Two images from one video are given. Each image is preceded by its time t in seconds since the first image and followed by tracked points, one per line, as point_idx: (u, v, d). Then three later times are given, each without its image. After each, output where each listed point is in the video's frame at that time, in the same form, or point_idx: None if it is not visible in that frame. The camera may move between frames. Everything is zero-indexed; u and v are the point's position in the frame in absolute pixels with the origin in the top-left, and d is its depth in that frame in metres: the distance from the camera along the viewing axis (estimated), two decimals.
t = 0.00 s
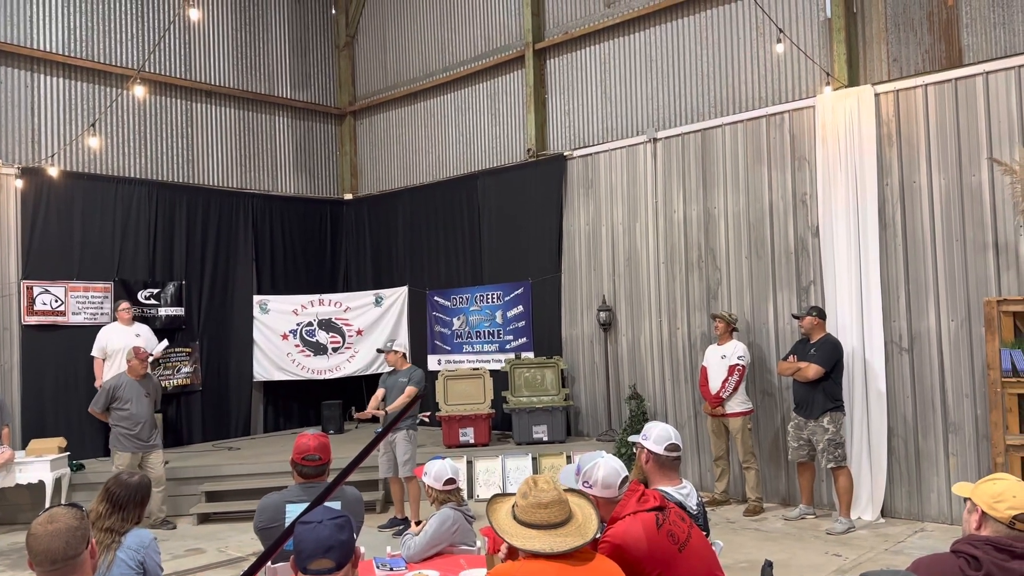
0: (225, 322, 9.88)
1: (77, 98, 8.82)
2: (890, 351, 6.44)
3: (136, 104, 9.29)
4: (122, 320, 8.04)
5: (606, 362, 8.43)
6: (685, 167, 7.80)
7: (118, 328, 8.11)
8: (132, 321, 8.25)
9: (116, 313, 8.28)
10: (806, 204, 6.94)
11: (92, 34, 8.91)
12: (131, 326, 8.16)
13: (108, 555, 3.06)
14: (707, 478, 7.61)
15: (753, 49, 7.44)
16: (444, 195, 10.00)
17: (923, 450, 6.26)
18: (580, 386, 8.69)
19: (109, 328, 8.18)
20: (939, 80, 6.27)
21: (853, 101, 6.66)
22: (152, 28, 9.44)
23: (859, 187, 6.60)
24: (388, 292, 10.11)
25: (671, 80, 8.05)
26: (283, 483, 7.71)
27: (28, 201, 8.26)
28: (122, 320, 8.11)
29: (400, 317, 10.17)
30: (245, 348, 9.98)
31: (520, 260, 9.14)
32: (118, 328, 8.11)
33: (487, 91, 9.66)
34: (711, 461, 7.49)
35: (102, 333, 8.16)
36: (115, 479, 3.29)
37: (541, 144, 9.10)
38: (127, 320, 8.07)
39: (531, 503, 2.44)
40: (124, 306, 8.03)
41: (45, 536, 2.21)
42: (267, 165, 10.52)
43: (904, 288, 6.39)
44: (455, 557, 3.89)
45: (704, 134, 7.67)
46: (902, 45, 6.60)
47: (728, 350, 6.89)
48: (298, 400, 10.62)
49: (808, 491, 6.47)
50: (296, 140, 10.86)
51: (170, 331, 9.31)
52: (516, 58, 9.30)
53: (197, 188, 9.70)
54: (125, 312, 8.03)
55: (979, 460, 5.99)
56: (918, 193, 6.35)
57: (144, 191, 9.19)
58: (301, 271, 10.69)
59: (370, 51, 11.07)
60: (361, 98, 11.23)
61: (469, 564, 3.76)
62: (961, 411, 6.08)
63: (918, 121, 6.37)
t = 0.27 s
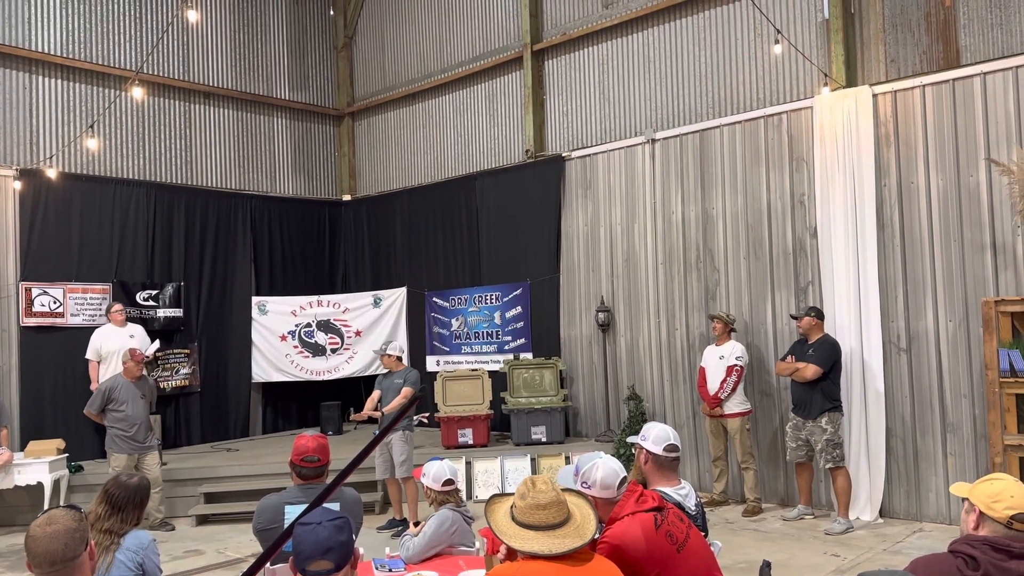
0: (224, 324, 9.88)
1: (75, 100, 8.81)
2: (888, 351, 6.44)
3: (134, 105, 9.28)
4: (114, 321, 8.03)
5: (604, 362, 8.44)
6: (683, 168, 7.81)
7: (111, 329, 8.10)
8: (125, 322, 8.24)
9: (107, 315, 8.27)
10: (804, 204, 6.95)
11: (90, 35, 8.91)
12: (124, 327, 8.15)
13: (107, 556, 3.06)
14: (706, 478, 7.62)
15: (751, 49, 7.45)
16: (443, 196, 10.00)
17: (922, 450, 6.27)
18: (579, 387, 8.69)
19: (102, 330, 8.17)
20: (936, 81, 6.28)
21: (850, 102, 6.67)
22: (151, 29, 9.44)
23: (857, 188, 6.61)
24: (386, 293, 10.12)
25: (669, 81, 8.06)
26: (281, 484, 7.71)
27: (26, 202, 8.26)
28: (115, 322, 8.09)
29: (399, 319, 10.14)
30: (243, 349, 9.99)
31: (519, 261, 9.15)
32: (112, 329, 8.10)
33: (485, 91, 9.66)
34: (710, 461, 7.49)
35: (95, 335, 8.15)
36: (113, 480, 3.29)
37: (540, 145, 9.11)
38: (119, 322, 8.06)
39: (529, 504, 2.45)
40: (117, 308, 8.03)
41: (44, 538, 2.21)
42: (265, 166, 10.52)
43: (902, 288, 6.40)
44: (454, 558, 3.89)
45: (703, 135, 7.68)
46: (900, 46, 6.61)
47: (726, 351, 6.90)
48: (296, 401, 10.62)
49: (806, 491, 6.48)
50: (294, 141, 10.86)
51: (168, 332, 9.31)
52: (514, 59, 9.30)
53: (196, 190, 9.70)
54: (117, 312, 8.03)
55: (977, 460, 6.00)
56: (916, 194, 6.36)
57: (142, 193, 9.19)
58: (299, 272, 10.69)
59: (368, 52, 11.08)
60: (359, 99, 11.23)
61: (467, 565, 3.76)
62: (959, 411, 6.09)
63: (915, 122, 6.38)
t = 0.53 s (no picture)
0: (222, 324, 9.88)
1: (73, 100, 8.81)
2: (886, 351, 6.45)
3: (132, 106, 9.28)
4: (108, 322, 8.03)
5: (603, 363, 8.44)
6: (681, 169, 7.82)
7: (106, 331, 8.09)
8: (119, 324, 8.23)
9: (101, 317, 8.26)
10: (802, 204, 6.96)
11: (88, 36, 8.90)
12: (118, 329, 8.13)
13: (105, 557, 3.06)
14: (704, 479, 7.62)
15: (749, 50, 7.45)
16: (441, 197, 10.00)
17: (920, 450, 6.28)
18: (577, 387, 8.70)
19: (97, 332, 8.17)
20: (934, 81, 6.28)
21: (848, 102, 6.67)
22: (148, 30, 9.44)
23: (855, 189, 6.61)
24: (384, 294, 10.11)
25: (667, 81, 8.06)
26: (280, 485, 7.71)
27: (24, 203, 8.26)
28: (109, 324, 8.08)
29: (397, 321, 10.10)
30: (242, 349, 9.98)
31: (517, 261, 9.15)
32: (106, 331, 8.09)
33: (483, 92, 9.67)
34: (708, 462, 7.49)
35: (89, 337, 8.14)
36: (111, 481, 3.29)
37: (538, 146, 9.11)
38: (113, 323, 8.04)
39: (527, 504, 2.45)
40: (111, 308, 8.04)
41: (41, 539, 2.21)
42: (263, 167, 10.51)
43: (900, 289, 6.41)
44: (452, 559, 3.89)
45: (700, 135, 7.68)
46: (898, 46, 6.62)
47: (724, 351, 6.91)
48: (295, 402, 10.61)
49: (804, 491, 6.48)
50: (292, 141, 10.85)
51: (167, 333, 9.30)
52: (512, 60, 9.30)
53: (194, 190, 9.70)
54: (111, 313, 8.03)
55: (975, 460, 6.01)
56: (914, 194, 6.37)
57: (141, 194, 9.19)
58: (298, 272, 10.70)
59: (366, 53, 11.08)
60: (357, 100, 11.22)
61: (466, 565, 3.75)
62: (957, 411, 6.10)
63: (913, 122, 6.39)
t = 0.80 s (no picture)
0: (220, 325, 9.89)
1: (71, 100, 8.80)
2: (884, 351, 6.46)
3: (129, 106, 9.27)
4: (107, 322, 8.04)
5: (601, 363, 8.45)
6: (679, 169, 7.82)
7: (103, 331, 8.08)
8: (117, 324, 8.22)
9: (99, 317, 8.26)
10: (800, 204, 6.97)
11: (85, 36, 8.89)
12: (116, 329, 8.13)
13: (102, 558, 3.05)
14: (702, 479, 7.63)
15: (747, 50, 7.46)
16: (439, 197, 10.00)
17: (917, 450, 6.29)
18: (576, 388, 8.70)
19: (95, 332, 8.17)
20: (931, 82, 6.29)
21: (846, 102, 6.68)
22: (146, 30, 9.43)
23: (852, 189, 6.62)
24: (383, 294, 10.07)
25: (665, 81, 8.07)
26: (278, 486, 7.70)
27: (22, 203, 8.25)
28: (106, 324, 8.07)
29: (395, 320, 10.10)
30: (240, 351, 10.01)
31: (515, 261, 9.15)
32: (104, 331, 8.08)
33: (481, 92, 9.67)
34: (706, 462, 7.50)
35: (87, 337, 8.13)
36: (109, 482, 3.29)
37: (536, 146, 9.11)
38: (111, 323, 8.02)
39: (523, 505, 2.46)
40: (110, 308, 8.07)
41: (37, 539, 2.21)
42: (261, 167, 10.50)
43: (898, 288, 6.42)
44: (449, 559, 3.89)
45: (698, 135, 7.69)
46: (895, 46, 6.62)
47: (722, 351, 6.91)
48: (292, 403, 10.61)
49: (802, 491, 6.49)
50: (290, 141, 10.85)
51: (164, 334, 9.29)
52: (510, 60, 9.30)
53: (191, 190, 9.69)
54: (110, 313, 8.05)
55: (972, 459, 6.01)
56: (911, 193, 6.37)
57: (138, 194, 9.18)
58: (296, 273, 10.70)
59: (364, 53, 11.08)
60: (355, 100, 11.22)
61: (463, 565, 3.75)
62: (955, 411, 6.10)
63: (910, 122, 6.40)
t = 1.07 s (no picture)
0: (218, 325, 9.89)
1: (68, 100, 8.78)
2: (882, 351, 6.46)
3: (126, 106, 9.26)
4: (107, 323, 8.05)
5: (599, 363, 8.45)
6: (676, 169, 7.83)
7: (103, 331, 8.07)
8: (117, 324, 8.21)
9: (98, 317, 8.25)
10: (798, 205, 6.98)
11: (82, 36, 8.87)
12: (116, 330, 8.13)
13: (100, 559, 3.05)
14: (700, 479, 7.63)
15: (745, 50, 7.46)
16: (437, 197, 9.99)
17: (915, 449, 6.29)
18: (574, 388, 8.71)
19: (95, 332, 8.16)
20: (928, 82, 6.30)
21: (843, 102, 6.69)
22: (143, 30, 9.42)
23: (850, 189, 6.62)
24: (381, 295, 9.96)
25: (663, 81, 8.07)
26: (276, 486, 7.70)
27: (19, 204, 8.23)
28: (106, 324, 8.06)
29: (394, 320, 9.93)
30: (237, 352, 10.04)
31: (513, 261, 9.14)
32: (104, 331, 8.08)
33: (479, 92, 9.67)
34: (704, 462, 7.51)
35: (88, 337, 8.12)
36: (107, 482, 3.28)
37: (534, 146, 9.12)
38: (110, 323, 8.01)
39: (524, 504, 2.45)
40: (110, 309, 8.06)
41: (35, 540, 2.21)
42: (259, 167, 10.49)
43: (895, 288, 6.42)
44: (447, 559, 3.88)
45: (696, 135, 7.70)
46: (893, 46, 6.63)
47: (720, 351, 6.91)
48: (290, 403, 10.60)
49: (800, 491, 6.49)
50: (288, 141, 10.84)
51: (162, 334, 9.28)
52: (508, 60, 9.31)
53: (189, 191, 9.68)
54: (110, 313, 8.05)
55: (970, 459, 6.02)
56: (909, 193, 6.38)
57: (136, 194, 9.17)
58: (293, 273, 10.69)
59: (362, 53, 11.07)
60: (353, 100, 11.22)
61: (462, 565, 3.75)
62: (952, 411, 6.11)
63: (908, 122, 6.40)
